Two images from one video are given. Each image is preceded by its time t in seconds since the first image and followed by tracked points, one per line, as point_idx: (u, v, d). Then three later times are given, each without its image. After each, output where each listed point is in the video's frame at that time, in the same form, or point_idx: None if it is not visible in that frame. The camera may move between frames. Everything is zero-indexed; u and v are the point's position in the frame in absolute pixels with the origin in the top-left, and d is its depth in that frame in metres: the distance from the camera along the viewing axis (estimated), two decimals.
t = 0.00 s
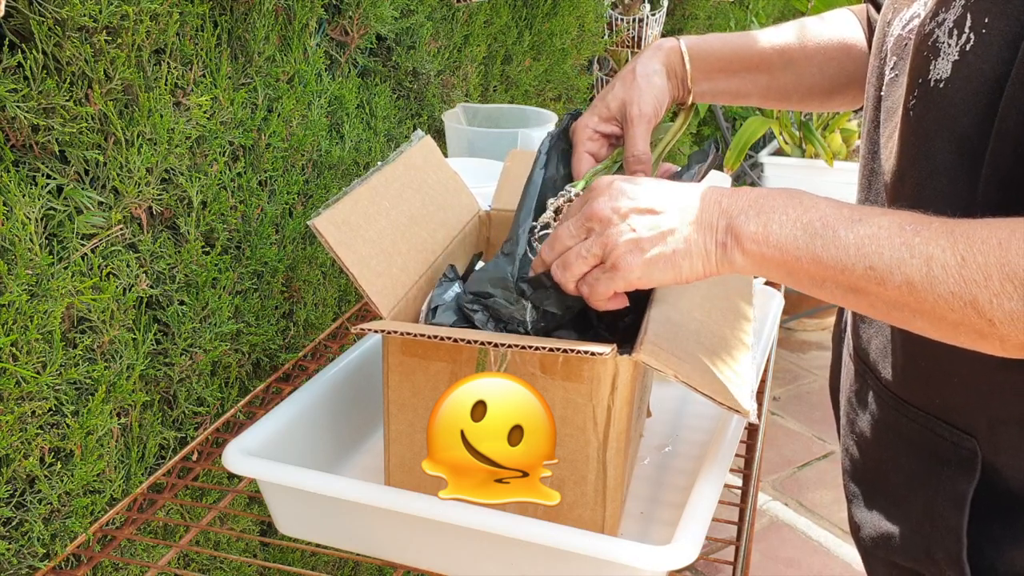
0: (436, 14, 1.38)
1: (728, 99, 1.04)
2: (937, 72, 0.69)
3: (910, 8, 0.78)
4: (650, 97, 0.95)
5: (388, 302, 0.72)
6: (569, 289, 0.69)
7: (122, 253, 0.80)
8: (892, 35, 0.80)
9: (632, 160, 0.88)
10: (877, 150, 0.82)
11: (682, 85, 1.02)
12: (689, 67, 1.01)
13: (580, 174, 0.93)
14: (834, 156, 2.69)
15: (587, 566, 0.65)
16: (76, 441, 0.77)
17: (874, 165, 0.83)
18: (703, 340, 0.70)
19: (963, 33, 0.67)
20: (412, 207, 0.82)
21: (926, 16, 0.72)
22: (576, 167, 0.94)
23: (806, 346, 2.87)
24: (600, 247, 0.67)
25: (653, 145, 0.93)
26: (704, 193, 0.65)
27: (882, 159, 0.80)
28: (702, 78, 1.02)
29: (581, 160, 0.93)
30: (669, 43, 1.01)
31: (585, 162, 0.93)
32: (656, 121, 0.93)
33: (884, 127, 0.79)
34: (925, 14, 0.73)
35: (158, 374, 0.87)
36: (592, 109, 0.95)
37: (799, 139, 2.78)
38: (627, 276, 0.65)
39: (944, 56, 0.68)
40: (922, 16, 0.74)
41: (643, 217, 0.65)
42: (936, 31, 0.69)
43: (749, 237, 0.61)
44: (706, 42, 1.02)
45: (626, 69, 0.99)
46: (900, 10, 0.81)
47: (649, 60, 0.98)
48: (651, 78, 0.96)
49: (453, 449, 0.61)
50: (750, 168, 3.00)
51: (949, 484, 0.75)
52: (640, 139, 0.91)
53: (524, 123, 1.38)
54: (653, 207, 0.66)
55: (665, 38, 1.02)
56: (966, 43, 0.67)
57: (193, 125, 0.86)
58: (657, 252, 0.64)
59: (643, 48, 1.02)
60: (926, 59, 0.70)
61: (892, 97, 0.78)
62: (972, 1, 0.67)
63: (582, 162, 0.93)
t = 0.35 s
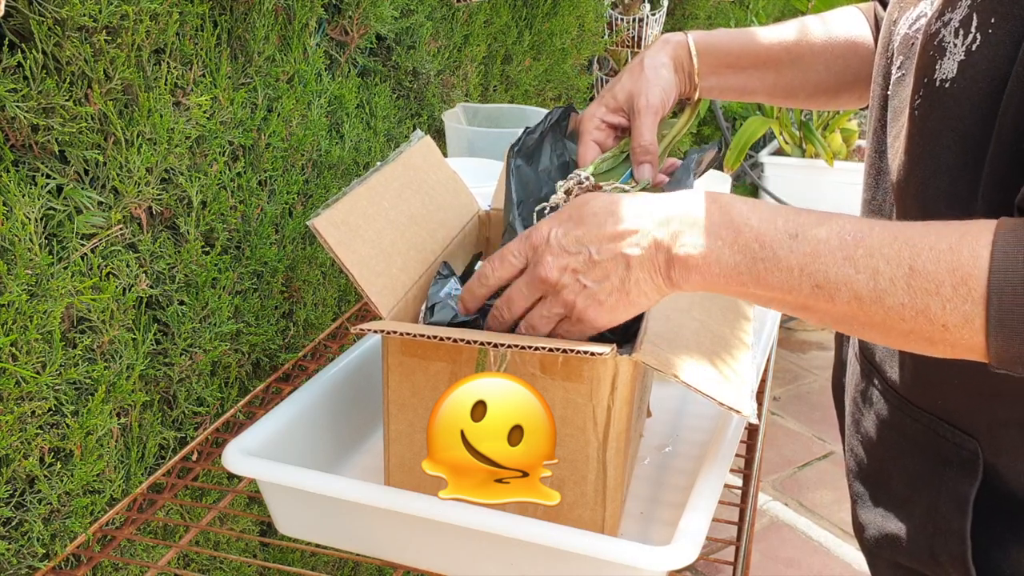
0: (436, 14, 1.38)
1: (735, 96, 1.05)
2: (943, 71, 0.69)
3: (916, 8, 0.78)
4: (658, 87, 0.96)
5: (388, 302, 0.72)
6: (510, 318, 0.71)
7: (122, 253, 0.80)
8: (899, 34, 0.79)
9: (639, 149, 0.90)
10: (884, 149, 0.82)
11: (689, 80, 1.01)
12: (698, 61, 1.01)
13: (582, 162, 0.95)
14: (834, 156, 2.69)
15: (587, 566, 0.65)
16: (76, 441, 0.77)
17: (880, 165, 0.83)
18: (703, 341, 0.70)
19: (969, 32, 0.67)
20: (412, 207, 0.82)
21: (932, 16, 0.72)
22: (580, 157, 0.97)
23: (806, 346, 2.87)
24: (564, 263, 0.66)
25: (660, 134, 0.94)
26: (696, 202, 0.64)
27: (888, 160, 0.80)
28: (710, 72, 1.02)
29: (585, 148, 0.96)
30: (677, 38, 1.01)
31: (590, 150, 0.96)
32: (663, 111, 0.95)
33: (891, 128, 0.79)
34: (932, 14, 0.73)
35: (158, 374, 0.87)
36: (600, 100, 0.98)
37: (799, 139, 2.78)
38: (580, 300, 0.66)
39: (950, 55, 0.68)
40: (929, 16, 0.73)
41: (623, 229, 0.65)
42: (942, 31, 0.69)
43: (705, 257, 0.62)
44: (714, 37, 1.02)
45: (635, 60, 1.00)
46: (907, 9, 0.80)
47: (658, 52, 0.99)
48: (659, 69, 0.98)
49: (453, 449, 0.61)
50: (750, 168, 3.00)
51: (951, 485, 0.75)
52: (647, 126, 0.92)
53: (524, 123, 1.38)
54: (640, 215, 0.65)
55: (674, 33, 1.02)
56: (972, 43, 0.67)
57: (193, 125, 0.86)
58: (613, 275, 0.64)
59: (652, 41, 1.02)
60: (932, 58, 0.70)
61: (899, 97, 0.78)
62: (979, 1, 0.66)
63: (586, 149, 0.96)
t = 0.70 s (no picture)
0: (436, 14, 1.38)
1: (746, 99, 1.05)
2: (944, 73, 0.69)
3: (920, 9, 0.77)
4: (668, 92, 0.98)
5: (388, 302, 0.72)
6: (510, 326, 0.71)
7: (122, 253, 0.80)
8: (903, 36, 0.79)
9: (645, 154, 0.92)
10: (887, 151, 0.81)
11: (702, 83, 1.03)
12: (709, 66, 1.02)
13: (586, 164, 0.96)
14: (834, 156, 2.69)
15: (587, 566, 0.65)
16: (76, 441, 0.77)
17: (883, 167, 0.83)
18: (703, 341, 0.70)
19: (970, 34, 0.67)
20: (411, 207, 0.82)
21: (933, 18, 0.72)
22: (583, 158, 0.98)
23: (806, 346, 2.87)
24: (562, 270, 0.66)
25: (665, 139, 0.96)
26: (698, 214, 0.64)
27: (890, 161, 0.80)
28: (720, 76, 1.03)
29: (590, 149, 0.96)
30: (690, 41, 1.02)
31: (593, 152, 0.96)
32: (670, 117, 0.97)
33: (893, 129, 0.79)
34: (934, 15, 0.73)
35: (158, 374, 0.87)
36: (608, 101, 0.99)
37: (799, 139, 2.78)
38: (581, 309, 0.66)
39: (951, 57, 0.68)
40: (931, 17, 0.73)
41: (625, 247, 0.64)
42: (943, 32, 0.69)
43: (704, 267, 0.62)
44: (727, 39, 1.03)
45: (646, 63, 1.01)
46: (910, 11, 0.80)
47: (670, 56, 1.00)
48: (670, 74, 0.99)
49: (453, 449, 0.61)
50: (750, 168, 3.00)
51: (951, 486, 0.75)
52: (654, 133, 0.94)
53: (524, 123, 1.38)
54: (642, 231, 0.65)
55: (688, 35, 1.04)
56: (973, 44, 0.67)
57: (193, 125, 0.86)
58: (616, 290, 0.64)
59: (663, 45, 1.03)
60: (933, 61, 0.70)
61: (901, 99, 0.78)
62: (979, 2, 0.66)
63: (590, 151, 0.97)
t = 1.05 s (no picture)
0: (436, 14, 1.38)
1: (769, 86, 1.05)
2: (941, 73, 0.69)
3: (921, 11, 0.77)
4: (682, 70, 1.00)
5: (388, 302, 0.72)
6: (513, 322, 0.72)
7: (122, 253, 0.80)
8: (904, 38, 0.79)
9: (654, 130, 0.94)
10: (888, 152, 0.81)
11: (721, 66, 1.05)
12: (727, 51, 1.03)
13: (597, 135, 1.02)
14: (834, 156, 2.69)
15: (587, 567, 0.65)
16: (76, 441, 0.77)
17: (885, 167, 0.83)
18: (703, 341, 0.70)
19: (966, 34, 0.67)
20: (411, 207, 0.82)
21: (931, 18, 0.72)
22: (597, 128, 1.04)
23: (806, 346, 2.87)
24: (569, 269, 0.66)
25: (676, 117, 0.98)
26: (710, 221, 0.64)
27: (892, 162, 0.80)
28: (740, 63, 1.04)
29: (603, 121, 1.02)
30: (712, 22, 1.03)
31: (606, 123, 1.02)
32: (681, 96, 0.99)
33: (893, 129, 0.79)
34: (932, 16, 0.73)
35: (158, 374, 0.87)
36: (626, 74, 1.04)
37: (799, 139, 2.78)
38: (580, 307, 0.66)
39: (948, 57, 0.68)
40: (930, 17, 0.73)
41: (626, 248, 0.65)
42: (941, 33, 0.70)
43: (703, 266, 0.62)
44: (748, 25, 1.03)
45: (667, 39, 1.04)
46: (912, 12, 0.80)
47: (691, 33, 1.02)
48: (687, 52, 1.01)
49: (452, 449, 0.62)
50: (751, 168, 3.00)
51: (950, 486, 0.75)
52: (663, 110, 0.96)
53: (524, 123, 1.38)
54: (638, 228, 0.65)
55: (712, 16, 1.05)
56: (969, 44, 0.67)
57: (193, 125, 0.86)
58: (618, 290, 0.65)
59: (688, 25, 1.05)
60: (930, 60, 0.70)
61: (901, 99, 0.77)
62: (976, 2, 0.67)
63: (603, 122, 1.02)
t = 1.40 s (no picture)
0: (436, 14, 1.38)
1: (774, 41, 1.15)
2: (939, 67, 0.69)
3: (924, 5, 0.78)
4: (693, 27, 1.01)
5: (388, 302, 0.72)
6: (509, 319, 0.70)
7: (122, 253, 0.80)
8: (905, 31, 0.79)
9: (655, 86, 0.94)
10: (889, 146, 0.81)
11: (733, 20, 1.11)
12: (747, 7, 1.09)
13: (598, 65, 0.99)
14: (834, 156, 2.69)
15: (587, 567, 0.65)
16: (76, 441, 0.77)
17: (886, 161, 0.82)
18: (703, 342, 0.70)
19: (965, 28, 0.67)
20: (411, 207, 0.82)
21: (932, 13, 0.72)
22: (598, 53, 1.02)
23: (806, 346, 2.87)
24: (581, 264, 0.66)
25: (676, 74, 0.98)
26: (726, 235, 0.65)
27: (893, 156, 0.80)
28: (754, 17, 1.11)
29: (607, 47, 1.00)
30: None
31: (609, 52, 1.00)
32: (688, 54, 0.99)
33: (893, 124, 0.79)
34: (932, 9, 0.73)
35: (158, 374, 0.87)
36: (641, 8, 1.02)
37: (799, 139, 2.78)
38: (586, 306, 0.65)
39: (946, 50, 0.69)
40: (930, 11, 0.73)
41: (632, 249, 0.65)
42: (940, 27, 0.69)
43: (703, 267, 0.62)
44: None
45: None
46: (913, 8, 0.80)
47: None
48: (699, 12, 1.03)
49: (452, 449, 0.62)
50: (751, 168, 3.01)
51: (944, 480, 0.75)
52: (667, 66, 0.96)
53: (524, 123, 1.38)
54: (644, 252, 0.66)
55: None
56: (967, 38, 0.67)
57: (193, 125, 0.86)
58: (618, 290, 0.64)
59: None
60: (929, 54, 0.70)
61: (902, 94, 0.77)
62: None
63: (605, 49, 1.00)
